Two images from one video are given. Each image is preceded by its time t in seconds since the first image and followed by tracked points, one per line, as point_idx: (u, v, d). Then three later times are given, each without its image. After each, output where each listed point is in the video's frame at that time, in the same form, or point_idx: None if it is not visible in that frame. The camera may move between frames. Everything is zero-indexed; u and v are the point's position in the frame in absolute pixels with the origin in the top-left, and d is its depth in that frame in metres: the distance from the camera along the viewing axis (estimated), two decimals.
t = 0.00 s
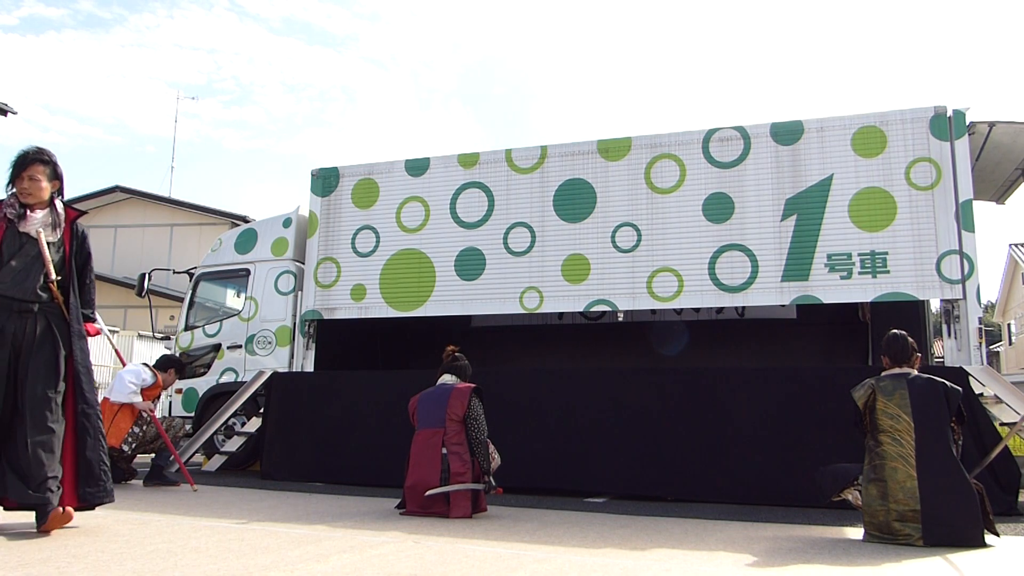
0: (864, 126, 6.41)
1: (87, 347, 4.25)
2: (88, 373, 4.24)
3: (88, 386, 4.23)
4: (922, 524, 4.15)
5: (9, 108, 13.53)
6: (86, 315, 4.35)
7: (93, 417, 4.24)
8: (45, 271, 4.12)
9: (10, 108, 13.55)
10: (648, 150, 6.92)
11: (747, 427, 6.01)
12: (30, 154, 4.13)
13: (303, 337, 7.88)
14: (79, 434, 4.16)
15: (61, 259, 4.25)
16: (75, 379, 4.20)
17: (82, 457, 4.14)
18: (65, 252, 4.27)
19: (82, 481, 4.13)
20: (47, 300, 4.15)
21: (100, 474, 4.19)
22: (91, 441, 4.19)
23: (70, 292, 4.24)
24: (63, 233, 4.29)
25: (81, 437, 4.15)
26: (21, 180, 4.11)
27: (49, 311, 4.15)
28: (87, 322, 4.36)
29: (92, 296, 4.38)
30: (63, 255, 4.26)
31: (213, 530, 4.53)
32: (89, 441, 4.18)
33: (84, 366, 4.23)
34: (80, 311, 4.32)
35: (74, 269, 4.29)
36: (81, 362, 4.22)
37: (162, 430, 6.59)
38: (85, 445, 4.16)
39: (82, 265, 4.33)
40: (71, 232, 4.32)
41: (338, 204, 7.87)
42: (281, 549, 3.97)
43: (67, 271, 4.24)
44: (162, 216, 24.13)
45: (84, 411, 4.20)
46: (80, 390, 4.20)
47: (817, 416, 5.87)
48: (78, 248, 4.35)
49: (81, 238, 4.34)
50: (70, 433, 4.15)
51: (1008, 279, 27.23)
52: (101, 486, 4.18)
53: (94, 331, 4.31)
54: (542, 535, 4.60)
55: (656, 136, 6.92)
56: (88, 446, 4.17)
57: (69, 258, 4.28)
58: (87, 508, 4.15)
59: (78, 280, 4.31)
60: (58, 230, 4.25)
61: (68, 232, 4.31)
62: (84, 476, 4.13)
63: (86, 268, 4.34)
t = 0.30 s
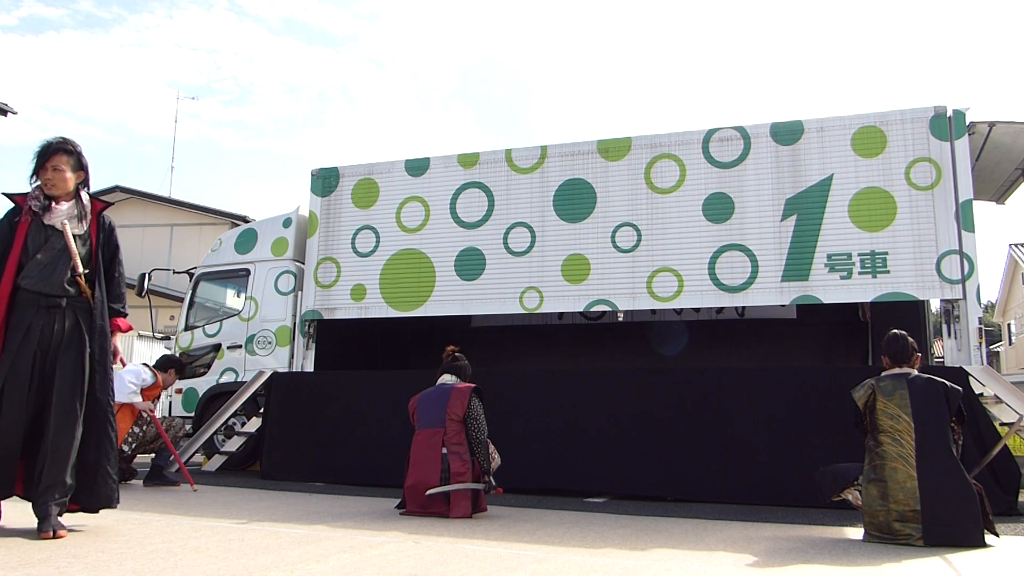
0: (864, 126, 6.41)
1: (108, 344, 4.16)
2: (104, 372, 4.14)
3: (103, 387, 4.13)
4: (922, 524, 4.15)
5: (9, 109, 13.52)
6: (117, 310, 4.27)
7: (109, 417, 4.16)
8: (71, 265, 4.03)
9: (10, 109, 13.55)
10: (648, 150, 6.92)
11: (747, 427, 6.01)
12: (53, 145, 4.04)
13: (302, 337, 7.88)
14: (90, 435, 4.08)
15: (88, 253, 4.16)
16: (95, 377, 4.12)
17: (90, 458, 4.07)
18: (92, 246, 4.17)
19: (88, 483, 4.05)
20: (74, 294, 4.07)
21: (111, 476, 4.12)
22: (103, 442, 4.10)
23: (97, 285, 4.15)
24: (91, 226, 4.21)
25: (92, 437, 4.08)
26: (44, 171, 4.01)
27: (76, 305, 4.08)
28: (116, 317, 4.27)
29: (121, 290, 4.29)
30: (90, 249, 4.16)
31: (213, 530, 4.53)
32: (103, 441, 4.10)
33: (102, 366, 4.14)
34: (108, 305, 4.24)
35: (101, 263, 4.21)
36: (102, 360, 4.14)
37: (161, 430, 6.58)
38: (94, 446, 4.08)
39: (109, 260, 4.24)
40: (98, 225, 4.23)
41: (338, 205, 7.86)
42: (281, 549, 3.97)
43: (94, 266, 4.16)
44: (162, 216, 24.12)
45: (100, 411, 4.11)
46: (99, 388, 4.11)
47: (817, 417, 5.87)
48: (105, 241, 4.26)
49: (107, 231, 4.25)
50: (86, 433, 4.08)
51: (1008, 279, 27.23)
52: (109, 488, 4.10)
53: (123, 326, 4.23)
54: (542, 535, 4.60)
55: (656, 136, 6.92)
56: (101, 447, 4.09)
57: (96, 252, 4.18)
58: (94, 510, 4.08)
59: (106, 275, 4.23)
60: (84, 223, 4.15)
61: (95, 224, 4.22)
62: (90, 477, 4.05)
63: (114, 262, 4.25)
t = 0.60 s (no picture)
0: (864, 126, 6.40)
1: (127, 341, 3.96)
2: (124, 371, 3.92)
3: (125, 384, 3.91)
4: (923, 524, 4.15)
5: (9, 108, 13.53)
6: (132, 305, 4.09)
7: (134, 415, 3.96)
8: (90, 259, 3.87)
9: (10, 108, 13.56)
10: (648, 151, 6.92)
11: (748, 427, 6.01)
12: (70, 135, 3.87)
13: (303, 337, 7.88)
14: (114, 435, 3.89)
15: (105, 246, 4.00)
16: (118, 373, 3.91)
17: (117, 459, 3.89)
18: (109, 240, 4.01)
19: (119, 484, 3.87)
20: (93, 289, 3.91)
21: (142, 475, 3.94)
22: (129, 442, 3.90)
23: (114, 280, 3.98)
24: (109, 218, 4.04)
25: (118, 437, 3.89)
26: (61, 163, 3.86)
27: (93, 301, 3.91)
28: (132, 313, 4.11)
29: (138, 285, 4.12)
30: (108, 244, 3.99)
31: (213, 530, 4.53)
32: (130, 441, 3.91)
33: (122, 364, 3.92)
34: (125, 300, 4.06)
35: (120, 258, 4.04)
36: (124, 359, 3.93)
37: (162, 430, 6.58)
38: (120, 446, 3.89)
39: (127, 255, 4.08)
40: (116, 217, 4.06)
41: (338, 205, 7.86)
42: (281, 549, 3.97)
43: (113, 260, 3.99)
44: (162, 216, 24.12)
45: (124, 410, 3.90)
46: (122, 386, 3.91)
47: (818, 416, 5.87)
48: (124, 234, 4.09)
49: (126, 224, 4.08)
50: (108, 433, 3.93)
51: (1008, 279, 27.25)
52: (140, 489, 3.92)
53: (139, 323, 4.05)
54: (542, 535, 4.61)
55: (656, 136, 6.92)
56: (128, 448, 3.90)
57: (115, 246, 4.01)
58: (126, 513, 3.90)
59: (123, 270, 4.07)
60: (102, 215, 3.99)
61: (113, 216, 4.05)
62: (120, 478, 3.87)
63: (132, 257, 4.08)
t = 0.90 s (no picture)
0: (864, 126, 6.40)
1: (139, 342, 3.89)
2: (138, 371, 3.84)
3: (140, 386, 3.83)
4: (923, 524, 4.15)
5: (9, 108, 13.54)
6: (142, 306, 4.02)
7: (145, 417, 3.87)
8: (104, 259, 3.80)
9: (10, 108, 13.56)
10: (648, 151, 6.92)
11: (748, 427, 6.01)
12: (80, 129, 3.79)
13: (303, 337, 7.88)
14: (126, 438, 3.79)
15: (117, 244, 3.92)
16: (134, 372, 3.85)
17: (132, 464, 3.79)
18: (120, 238, 3.93)
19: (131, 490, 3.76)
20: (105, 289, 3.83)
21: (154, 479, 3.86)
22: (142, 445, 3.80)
23: (127, 280, 3.91)
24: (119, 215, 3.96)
25: (129, 440, 3.78)
26: (73, 158, 3.77)
27: (105, 301, 3.84)
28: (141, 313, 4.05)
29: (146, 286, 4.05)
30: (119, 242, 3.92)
31: (213, 530, 4.54)
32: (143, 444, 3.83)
33: (135, 365, 3.85)
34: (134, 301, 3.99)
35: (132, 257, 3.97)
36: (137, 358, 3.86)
37: (162, 430, 6.57)
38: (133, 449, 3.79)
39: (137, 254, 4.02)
40: (126, 215, 3.98)
41: (338, 205, 7.86)
42: (281, 549, 3.97)
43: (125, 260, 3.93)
44: (162, 216, 24.13)
45: (138, 411, 3.82)
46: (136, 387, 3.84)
47: (818, 417, 5.86)
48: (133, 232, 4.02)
49: (136, 222, 4.00)
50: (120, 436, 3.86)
51: (1008, 279, 27.26)
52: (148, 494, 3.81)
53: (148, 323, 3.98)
54: (542, 535, 4.61)
55: (656, 136, 6.92)
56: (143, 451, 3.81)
57: (126, 244, 3.94)
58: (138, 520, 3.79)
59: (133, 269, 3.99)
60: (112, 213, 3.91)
61: (123, 213, 3.98)
62: (130, 484, 3.75)
63: (141, 255, 4.00)
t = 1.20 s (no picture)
0: (864, 126, 6.40)
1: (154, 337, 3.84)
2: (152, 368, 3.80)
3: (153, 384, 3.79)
4: (923, 524, 4.15)
5: (9, 109, 13.53)
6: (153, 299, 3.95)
7: (155, 415, 3.81)
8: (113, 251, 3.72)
9: (10, 109, 13.55)
10: (648, 151, 6.91)
11: (748, 428, 6.01)
12: (84, 116, 3.69)
13: (303, 337, 7.88)
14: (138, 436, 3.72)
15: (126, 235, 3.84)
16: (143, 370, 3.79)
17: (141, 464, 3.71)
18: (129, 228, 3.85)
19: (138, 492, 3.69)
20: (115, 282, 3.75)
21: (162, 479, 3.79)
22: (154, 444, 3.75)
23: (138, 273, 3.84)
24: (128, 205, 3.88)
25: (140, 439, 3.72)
26: (77, 147, 3.68)
27: (114, 294, 3.77)
28: (153, 307, 3.97)
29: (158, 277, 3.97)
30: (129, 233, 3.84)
31: (213, 530, 4.53)
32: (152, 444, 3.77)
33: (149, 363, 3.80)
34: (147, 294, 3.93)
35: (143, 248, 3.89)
36: (148, 355, 3.79)
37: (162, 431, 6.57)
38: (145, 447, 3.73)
39: (148, 245, 3.94)
40: (136, 204, 3.90)
41: (338, 205, 7.86)
42: (282, 549, 3.97)
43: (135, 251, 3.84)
44: (162, 216, 24.13)
45: (146, 409, 3.76)
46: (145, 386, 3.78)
47: (818, 417, 5.86)
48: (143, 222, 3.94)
49: (146, 211, 3.92)
50: (132, 436, 3.78)
51: (1008, 279, 27.27)
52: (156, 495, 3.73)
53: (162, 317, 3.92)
54: (542, 535, 4.61)
55: (656, 136, 6.92)
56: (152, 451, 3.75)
57: (136, 235, 3.86)
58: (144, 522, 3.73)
59: (144, 261, 3.92)
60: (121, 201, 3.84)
61: (132, 201, 3.89)
62: (136, 485, 3.68)
63: (152, 246, 3.94)
